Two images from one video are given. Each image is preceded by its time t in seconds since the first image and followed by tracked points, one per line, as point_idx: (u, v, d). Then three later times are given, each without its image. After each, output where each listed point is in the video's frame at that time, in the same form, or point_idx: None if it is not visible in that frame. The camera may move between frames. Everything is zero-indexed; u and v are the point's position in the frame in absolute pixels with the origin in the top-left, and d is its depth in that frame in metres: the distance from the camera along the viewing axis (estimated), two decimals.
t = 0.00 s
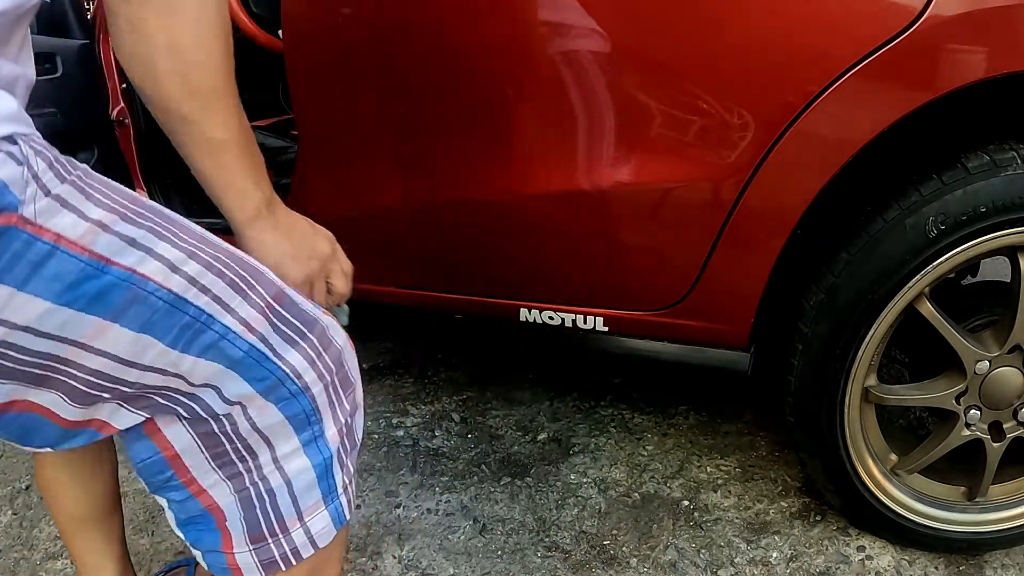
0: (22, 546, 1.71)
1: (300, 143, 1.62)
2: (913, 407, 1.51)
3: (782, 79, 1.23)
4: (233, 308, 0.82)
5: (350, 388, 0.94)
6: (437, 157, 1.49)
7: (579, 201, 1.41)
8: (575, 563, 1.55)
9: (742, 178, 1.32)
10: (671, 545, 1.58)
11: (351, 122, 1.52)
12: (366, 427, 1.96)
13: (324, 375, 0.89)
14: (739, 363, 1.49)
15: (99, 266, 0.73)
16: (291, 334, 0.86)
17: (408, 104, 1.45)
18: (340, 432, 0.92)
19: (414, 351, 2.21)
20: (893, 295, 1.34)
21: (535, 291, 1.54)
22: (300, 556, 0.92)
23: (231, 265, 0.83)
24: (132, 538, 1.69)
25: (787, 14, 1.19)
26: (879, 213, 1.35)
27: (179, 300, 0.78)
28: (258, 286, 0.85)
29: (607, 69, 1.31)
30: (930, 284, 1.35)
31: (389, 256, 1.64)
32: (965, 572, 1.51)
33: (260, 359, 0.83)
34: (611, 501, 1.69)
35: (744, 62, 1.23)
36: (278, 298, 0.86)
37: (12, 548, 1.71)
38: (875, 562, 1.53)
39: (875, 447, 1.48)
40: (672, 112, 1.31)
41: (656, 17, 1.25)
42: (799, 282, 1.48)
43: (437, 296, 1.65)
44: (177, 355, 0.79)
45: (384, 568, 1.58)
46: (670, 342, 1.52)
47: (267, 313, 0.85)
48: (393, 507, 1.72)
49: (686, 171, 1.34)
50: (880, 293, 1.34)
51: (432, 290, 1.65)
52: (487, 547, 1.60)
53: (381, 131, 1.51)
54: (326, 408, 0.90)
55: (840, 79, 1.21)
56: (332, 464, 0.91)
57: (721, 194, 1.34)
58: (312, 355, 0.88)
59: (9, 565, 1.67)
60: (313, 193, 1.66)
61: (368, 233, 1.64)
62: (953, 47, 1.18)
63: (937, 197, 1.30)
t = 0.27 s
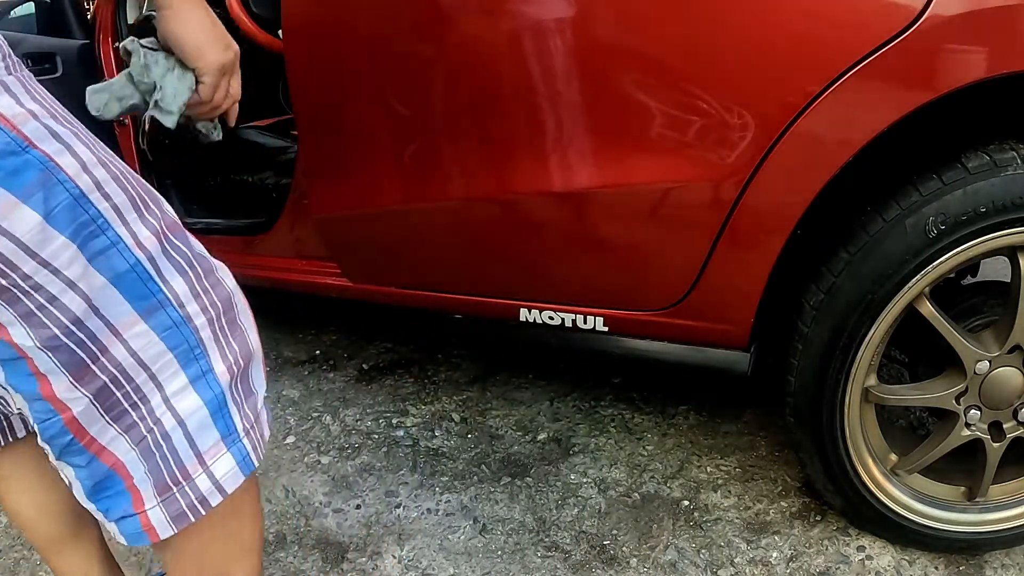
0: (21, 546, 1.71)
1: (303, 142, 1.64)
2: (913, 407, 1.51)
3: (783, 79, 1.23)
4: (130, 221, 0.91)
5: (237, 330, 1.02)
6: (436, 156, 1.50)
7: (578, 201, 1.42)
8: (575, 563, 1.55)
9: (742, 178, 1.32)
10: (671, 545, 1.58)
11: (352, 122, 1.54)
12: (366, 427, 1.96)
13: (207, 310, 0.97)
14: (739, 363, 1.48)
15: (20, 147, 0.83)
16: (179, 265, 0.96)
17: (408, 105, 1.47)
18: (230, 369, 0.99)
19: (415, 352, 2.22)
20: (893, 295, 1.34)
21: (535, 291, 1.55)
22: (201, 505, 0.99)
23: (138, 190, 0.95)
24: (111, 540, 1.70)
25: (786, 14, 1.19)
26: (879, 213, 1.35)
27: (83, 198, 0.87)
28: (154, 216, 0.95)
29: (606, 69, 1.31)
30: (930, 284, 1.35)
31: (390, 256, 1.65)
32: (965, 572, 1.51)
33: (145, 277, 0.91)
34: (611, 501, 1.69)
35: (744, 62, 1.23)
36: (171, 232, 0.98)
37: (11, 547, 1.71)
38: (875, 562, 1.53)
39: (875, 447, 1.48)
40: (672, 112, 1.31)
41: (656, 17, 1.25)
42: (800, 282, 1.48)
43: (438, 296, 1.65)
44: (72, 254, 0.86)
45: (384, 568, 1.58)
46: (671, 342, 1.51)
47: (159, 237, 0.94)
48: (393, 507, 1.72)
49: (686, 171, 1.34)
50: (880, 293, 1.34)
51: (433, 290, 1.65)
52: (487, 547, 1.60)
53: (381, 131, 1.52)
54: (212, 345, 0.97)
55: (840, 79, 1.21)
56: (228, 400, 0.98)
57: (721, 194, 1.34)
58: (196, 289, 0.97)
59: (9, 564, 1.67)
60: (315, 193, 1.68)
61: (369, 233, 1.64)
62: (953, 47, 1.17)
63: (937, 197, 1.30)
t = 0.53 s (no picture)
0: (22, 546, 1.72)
1: (303, 142, 1.64)
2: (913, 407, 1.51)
3: (782, 79, 1.22)
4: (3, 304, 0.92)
5: (89, 442, 1.02)
6: (436, 156, 1.50)
7: (578, 201, 1.42)
8: (575, 563, 1.55)
9: (742, 178, 1.32)
10: (671, 545, 1.58)
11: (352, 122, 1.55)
12: (366, 427, 1.96)
13: (63, 416, 0.98)
14: (739, 363, 1.48)
15: None
16: (48, 360, 0.97)
17: (407, 104, 1.47)
18: (63, 477, 0.99)
19: (415, 352, 2.23)
20: (894, 295, 1.34)
21: (535, 291, 1.55)
22: (78, 554, 1.04)
23: (24, 269, 0.96)
24: (110, 540, 1.70)
25: (785, 14, 1.19)
26: (879, 213, 1.35)
27: None
28: (37, 301, 0.97)
29: (605, 69, 1.31)
30: (930, 284, 1.34)
31: (390, 256, 1.65)
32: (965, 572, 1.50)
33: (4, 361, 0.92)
34: (611, 501, 1.69)
35: (743, 62, 1.23)
36: (51, 323, 0.99)
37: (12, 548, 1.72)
38: (875, 562, 1.53)
39: (875, 447, 1.48)
40: (672, 112, 1.31)
41: (656, 17, 1.25)
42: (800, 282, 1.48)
43: (438, 296, 1.66)
44: None
45: (383, 567, 1.57)
46: (671, 342, 1.51)
47: (35, 327, 0.96)
48: (393, 507, 1.72)
49: (686, 171, 1.34)
50: (880, 293, 1.34)
51: (433, 290, 1.65)
52: (487, 547, 1.60)
53: (381, 131, 1.52)
54: (54, 451, 0.98)
55: (840, 79, 1.20)
56: (46, 506, 0.98)
57: (721, 194, 1.34)
58: (58, 388, 0.98)
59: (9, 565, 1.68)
60: (314, 193, 1.68)
61: (368, 233, 1.64)
62: (953, 47, 1.16)
63: (937, 197, 1.30)
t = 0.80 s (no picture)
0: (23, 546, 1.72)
1: (303, 142, 1.64)
2: (913, 407, 1.51)
3: (781, 79, 1.22)
4: None
5: None
6: (436, 156, 1.50)
7: (578, 201, 1.42)
8: (575, 563, 1.55)
9: (742, 178, 1.31)
10: (671, 545, 1.58)
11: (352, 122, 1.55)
12: (365, 427, 1.96)
13: None
14: (740, 363, 1.48)
15: None
16: None
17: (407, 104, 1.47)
18: None
19: (415, 352, 2.23)
20: (893, 295, 1.34)
21: (535, 291, 1.55)
22: None
23: None
24: (110, 539, 1.70)
25: (785, 14, 1.19)
26: (879, 213, 1.35)
27: None
28: None
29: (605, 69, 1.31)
30: (930, 284, 1.34)
31: (389, 256, 1.65)
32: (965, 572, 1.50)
33: None
34: (611, 501, 1.69)
35: (743, 62, 1.23)
36: None
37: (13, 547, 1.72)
38: (875, 562, 1.53)
39: (875, 447, 1.48)
40: (672, 112, 1.31)
41: (656, 17, 1.25)
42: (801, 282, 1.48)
43: (439, 296, 1.66)
44: None
45: (384, 567, 1.57)
46: (671, 342, 1.51)
47: None
48: (393, 507, 1.72)
49: (686, 171, 1.34)
50: (879, 293, 1.34)
51: (434, 289, 1.66)
52: (487, 547, 1.59)
53: (381, 130, 1.52)
54: None
55: (840, 79, 1.20)
56: None
57: (721, 194, 1.34)
58: None
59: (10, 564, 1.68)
60: (314, 193, 1.68)
61: (368, 233, 1.64)
62: (953, 47, 1.15)
63: (937, 197, 1.29)
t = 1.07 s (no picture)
0: (23, 546, 1.72)
1: (303, 142, 1.64)
2: (913, 407, 1.51)
3: (781, 79, 1.22)
4: None
5: None
6: (436, 156, 1.50)
7: (577, 201, 1.42)
8: (575, 563, 1.55)
9: (741, 178, 1.31)
10: (671, 545, 1.58)
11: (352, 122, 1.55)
12: (365, 427, 1.96)
13: None
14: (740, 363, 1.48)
15: None
16: None
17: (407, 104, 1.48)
18: None
19: (415, 352, 2.23)
20: (894, 295, 1.34)
21: (535, 291, 1.55)
22: None
23: None
24: (110, 540, 1.70)
25: (785, 14, 1.18)
26: (879, 213, 1.35)
27: None
28: None
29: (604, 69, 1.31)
30: (929, 284, 1.34)
31: (388, 256, 1.65)
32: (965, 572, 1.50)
33: None
34: (611, 501, 1.69)
35: (743, 62, 1.23)
36: None
37: (13, 548, 1.72)
38: (875, 562, 1.52)
39: (875, 447, 1.48)
40: (672, 112, 1.31)
41: (655, 17, 1.25)
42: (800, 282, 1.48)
43: (438, 296, 1.66)
44: None
45: (384, 567, 1.57)
46: (671, 342, 1.51)
47: None
48: (393, 507, 1.72)
49: (686, 171, 1.34)
50: (879, 293, 1.34)
51: (433, 289, 1.66)
52: (487, 547, 1.59)
53: (381, 131, 1.53)
54: None
55: (840, 79, 1.20)
56: None
57: (721, 194, 1.34)
58: None
59: (10, 564, 1.68)
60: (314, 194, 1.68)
61: (368, 233, 1.64)
62: (953, 47, 1.15)
63: (937, 197, 1.29)
